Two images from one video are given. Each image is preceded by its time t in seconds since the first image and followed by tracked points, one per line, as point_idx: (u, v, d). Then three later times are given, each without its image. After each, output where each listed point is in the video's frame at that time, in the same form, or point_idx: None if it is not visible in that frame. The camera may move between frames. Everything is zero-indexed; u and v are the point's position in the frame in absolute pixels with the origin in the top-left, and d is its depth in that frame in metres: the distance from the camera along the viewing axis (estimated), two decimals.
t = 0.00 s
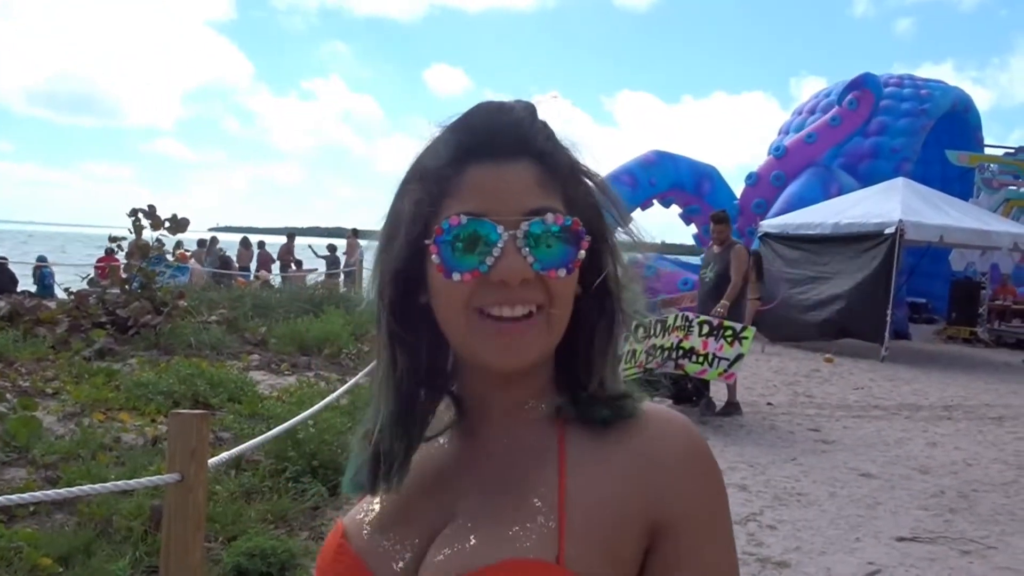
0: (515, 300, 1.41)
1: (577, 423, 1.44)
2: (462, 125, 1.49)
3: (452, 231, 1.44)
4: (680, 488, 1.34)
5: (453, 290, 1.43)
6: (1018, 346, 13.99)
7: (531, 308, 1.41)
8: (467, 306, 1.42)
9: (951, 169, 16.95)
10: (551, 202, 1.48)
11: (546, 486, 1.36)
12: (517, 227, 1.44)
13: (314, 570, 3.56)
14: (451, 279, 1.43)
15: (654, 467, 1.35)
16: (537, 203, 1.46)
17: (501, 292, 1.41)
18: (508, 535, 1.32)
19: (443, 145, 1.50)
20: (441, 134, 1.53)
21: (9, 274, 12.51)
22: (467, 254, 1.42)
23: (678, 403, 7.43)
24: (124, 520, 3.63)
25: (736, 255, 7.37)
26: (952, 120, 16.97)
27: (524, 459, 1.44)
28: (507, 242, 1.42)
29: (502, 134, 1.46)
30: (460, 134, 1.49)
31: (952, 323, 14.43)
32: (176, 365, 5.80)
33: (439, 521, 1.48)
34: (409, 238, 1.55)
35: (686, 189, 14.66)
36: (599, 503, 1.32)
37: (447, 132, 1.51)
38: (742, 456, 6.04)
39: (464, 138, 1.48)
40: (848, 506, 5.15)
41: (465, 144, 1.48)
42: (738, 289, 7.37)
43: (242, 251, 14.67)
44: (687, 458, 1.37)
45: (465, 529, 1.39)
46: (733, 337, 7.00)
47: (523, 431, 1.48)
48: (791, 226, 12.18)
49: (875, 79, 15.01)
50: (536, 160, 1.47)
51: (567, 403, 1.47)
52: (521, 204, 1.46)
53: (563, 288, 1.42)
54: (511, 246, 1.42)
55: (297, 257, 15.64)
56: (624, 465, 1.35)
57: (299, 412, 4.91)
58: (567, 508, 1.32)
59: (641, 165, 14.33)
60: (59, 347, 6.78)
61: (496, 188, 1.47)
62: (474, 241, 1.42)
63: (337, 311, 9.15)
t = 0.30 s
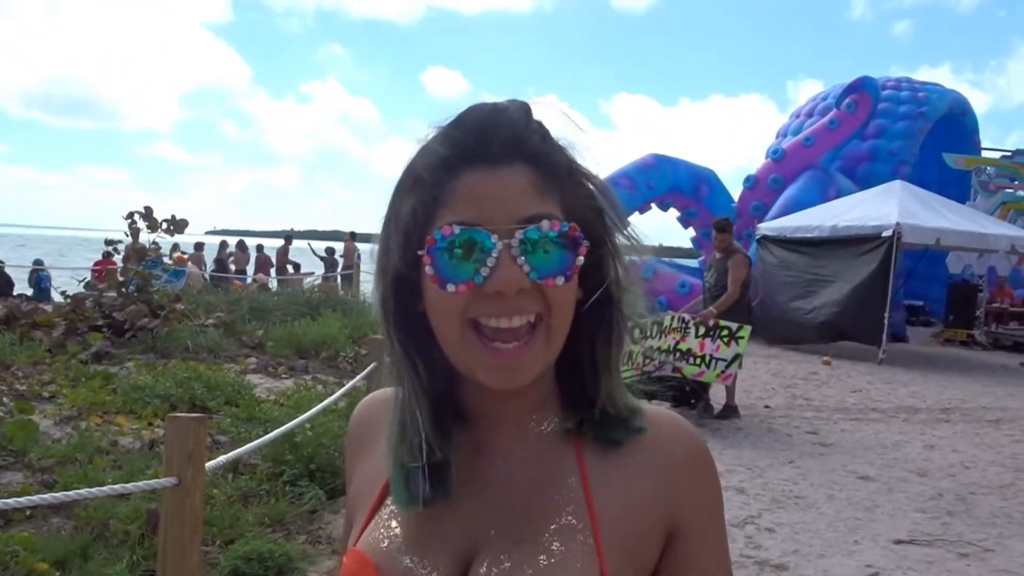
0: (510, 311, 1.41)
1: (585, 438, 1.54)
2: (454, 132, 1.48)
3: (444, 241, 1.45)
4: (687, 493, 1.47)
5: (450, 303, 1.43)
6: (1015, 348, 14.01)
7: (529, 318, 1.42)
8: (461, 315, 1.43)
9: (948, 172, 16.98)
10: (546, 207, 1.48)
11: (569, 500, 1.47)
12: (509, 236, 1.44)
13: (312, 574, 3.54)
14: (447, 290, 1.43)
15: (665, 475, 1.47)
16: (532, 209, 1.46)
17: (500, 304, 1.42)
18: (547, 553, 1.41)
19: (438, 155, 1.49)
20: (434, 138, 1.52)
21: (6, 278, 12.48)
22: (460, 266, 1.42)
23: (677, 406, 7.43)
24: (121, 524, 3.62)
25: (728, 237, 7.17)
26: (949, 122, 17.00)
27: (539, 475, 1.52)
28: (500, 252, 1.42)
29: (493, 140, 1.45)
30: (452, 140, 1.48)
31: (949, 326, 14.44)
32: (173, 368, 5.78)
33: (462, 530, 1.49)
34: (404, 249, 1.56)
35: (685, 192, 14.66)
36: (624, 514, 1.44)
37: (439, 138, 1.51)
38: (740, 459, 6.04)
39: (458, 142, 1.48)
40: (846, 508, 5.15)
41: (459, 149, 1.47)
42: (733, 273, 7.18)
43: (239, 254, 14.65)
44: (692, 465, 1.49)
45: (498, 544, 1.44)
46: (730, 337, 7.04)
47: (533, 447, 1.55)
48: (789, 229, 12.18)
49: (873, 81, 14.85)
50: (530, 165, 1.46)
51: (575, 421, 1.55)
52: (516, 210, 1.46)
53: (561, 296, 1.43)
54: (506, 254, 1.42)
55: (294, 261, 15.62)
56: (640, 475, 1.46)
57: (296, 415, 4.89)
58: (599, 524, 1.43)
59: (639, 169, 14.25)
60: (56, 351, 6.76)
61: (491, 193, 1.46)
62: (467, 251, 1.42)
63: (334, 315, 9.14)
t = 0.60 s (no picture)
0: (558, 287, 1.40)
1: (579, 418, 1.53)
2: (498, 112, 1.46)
3: (521, 214, 1.39)
4: (681, 469, 1.47)
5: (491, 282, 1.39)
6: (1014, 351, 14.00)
7: (582, 298, 1.41)
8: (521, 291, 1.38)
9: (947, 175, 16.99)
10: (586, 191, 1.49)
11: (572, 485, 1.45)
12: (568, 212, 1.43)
13: None
14: (518, 264, 1.37)
15: (658, 457, 1.46)
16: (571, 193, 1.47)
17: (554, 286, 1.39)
18: (549, 543, 1.39)
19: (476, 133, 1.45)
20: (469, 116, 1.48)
21: (5, 280, 12.47)
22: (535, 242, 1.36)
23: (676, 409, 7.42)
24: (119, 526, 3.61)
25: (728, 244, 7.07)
26: (948, 125, 17.01)
27: (533, 458, 1.50)
28: (575, 227, 1.42)
29: (541, 123, 1.45)
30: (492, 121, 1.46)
31: (948, 329, 14.43)
32: (171, 371, 5.76)
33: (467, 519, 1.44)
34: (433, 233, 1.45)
35: (685, 196, 14.67)
36: (622, 500, 1.43)
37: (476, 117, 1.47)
38: (739, 462, 6.03)
39: (502, 121, 1.45)
40: (845, 512, 5.14)
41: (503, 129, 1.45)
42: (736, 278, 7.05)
43: (238, 256, 14.64)
44: (684, 442, 1.49)
45: (500, 540, 1.41)
46: (719, 331, 7.13)
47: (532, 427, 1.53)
48: (788, 232, 12.20)
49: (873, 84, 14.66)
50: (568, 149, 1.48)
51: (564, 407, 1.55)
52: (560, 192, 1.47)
53: (606, 279, 1.46)
54: (578, 233, 1.42)
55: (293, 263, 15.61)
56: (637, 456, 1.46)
57: (294, 418, 4.89)
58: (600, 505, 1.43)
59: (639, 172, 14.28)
60: (54, 353, 6.75)
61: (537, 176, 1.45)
62: (539, 225, 1.37)
63: (333, 317, 9.14)
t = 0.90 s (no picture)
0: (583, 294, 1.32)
1: (574, 422, 1.47)
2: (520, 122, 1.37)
3: (559, 227, 1.31)
4: (666, 478, 1.48)
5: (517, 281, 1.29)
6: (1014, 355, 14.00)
7: (602, 307, 1.35)
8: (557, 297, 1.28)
9: (947, 178, 17.00)
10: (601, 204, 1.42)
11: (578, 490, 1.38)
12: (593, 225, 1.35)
13: None
14: (555, 276, 1.28)
15: (649, 465, 1.46)
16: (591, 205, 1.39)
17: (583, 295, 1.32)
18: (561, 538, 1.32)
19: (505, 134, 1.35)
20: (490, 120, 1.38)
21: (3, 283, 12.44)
22: (576, 250, 1.29)
23: (675, 412, 7.41)
24: (118, 530, 3.60)
25: (728, 250, 7.05)
26: (948, 128, 17.03)
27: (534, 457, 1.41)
28: (601, 242, 1.35)
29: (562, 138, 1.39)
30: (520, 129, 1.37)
31: (948, 333, 14.41)
32: (170, 374, 5.76)
33: (470, 530, 1.31)
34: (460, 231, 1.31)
35: (686, 199, 14.66)
36: (624, 495, 1.42)
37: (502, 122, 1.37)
38: (739, 465, 6.02)
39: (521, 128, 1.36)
40: (846, 515, 5.13)
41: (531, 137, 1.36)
42: (728, 284, 7.07)
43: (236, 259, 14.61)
44: (669, 453, 1.51)
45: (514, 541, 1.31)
46: (711, 331, 7.20)
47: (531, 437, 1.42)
48: (788, 235, 12.21)
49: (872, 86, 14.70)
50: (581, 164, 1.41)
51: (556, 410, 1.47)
52: (580, 199, 1.38)
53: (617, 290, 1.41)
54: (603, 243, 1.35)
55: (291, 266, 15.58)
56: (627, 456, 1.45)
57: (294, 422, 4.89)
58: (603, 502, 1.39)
59: (640, 177, 14.25)
60: (52, 356, 6.73)
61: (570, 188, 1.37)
62: (567, 236, 1.30)
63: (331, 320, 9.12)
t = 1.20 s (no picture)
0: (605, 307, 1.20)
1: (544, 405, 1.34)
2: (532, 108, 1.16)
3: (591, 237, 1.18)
4: (617, 452, 1.44)
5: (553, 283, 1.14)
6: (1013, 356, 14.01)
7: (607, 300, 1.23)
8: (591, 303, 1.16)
9: (944, 180, 17.01)
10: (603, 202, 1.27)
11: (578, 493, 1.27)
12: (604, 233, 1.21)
13: None
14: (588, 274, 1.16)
15: (606, 440, 1.41)
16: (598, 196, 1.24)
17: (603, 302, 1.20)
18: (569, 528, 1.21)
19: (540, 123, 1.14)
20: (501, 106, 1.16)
21: None
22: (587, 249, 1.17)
23: (674, 413, 7.40)
24: (116, 532, 3.60)
25: (726, 252, 7.01)
26: (946, 130, 17.05)
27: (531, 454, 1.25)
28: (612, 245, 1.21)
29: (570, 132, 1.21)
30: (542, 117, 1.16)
31: (946, 334, 14.40)
32: (168, 376, 5.75)
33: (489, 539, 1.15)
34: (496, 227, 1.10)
35: (685, 201, 14.67)
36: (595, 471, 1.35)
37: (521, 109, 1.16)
38: (738, 467, 6.02)
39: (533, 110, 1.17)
40: (845, 517, 5.13)
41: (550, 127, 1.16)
42: (725, 286, 7.05)
43: (234, 260, 14.59)
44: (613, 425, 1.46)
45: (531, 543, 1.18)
46: (708, 333, 7.24)
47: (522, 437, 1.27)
48: (786, 236, 12.20)
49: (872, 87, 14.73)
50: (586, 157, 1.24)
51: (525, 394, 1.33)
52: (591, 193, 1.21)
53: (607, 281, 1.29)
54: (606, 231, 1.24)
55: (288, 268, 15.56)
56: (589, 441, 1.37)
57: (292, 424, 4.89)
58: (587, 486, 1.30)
59: (639, 179, 14.27)
60: (50, 358, 6.73)
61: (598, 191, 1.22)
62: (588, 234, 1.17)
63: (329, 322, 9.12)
